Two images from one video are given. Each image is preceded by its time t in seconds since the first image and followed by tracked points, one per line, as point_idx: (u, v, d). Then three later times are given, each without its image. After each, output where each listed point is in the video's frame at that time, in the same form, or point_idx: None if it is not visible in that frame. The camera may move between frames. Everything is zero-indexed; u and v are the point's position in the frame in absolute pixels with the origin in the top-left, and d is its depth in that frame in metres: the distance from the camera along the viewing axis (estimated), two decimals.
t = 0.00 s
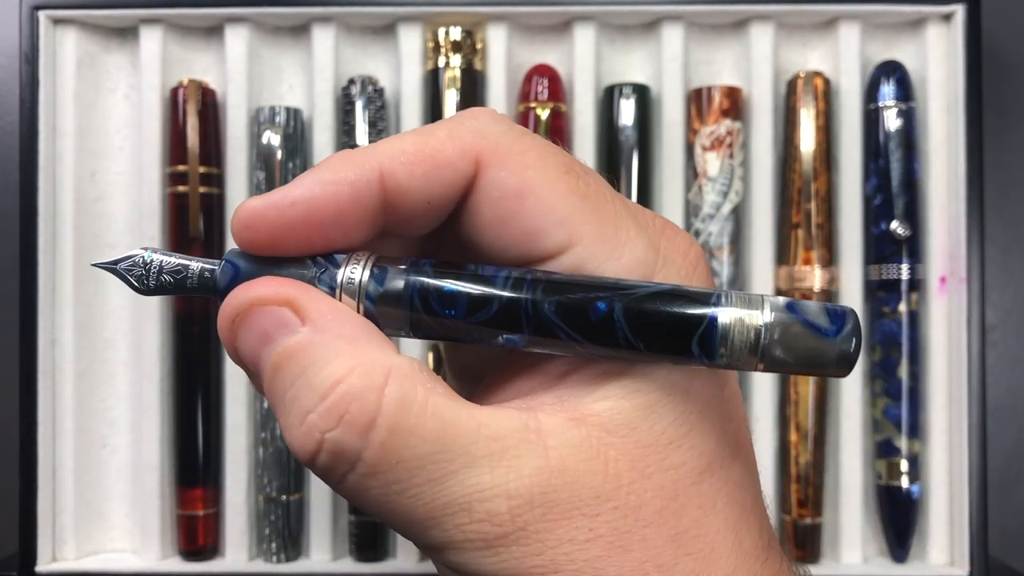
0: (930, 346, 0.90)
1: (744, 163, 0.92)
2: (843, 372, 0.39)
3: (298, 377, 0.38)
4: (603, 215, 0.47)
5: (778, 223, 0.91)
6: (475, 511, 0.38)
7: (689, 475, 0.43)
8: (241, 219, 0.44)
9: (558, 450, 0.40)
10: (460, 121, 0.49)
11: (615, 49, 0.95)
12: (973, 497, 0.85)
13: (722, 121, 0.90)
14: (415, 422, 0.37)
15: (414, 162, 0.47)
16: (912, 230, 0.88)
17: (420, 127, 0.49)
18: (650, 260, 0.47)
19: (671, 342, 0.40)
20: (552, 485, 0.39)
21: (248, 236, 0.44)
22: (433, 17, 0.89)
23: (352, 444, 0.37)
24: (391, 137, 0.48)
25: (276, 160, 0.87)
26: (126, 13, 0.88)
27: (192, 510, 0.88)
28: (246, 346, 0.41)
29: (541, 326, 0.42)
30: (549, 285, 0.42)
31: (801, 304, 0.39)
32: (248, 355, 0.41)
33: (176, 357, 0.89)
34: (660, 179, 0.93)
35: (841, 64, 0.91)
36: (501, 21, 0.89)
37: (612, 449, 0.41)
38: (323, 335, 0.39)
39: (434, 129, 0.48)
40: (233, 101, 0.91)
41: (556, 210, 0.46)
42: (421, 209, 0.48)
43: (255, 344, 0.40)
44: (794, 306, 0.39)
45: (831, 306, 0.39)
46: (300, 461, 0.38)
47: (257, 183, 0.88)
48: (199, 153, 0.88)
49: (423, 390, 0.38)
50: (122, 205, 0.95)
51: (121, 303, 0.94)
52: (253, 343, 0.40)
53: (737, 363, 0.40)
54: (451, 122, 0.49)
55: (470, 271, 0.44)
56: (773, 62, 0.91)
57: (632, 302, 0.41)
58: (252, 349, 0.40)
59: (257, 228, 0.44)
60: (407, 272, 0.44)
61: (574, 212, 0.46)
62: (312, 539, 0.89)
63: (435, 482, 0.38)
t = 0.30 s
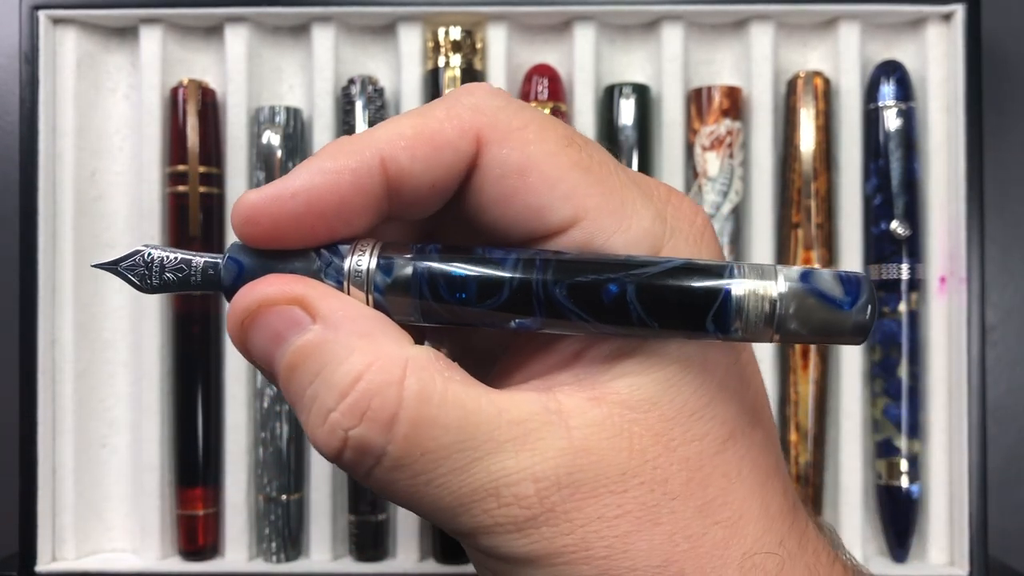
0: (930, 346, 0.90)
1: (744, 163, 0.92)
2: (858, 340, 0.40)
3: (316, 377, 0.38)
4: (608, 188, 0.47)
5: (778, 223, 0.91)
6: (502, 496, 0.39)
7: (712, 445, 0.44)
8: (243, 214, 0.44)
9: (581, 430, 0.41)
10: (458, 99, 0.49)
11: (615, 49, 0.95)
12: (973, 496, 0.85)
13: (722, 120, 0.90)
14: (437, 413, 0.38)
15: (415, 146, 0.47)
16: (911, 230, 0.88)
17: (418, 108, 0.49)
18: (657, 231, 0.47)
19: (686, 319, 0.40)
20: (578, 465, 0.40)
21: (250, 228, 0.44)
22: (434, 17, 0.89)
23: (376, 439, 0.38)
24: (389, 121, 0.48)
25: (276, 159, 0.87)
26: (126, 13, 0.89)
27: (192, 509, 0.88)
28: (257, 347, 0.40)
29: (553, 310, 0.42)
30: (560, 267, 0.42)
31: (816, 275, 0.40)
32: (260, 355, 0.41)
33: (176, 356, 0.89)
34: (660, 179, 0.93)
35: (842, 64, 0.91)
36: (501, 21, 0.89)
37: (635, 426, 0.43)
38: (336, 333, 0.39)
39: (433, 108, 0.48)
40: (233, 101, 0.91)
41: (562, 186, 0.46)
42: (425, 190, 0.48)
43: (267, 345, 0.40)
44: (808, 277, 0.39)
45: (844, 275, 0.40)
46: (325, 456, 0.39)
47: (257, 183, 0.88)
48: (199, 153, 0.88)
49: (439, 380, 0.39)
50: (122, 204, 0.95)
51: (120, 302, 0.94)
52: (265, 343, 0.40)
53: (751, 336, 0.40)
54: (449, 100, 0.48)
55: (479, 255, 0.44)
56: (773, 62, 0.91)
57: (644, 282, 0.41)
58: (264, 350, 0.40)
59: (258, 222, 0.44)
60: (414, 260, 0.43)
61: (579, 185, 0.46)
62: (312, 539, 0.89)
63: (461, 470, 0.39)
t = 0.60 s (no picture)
0: (930, 346, 0.89)
1: (744, 162, 0.92)
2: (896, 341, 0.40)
3: (341, 403, 0.38)
4: (630, 183, 0.46)
5: (778, 223, 0.91)
6: (540, 516, 0.39)
7: (747, 446, 0.44)
8: (251, 230, 0.43)
9: (616, 443, 0.41)
10: (470, 96, 0.48)
11: (615, 48, 0.95)
12: (973, 496, 0.85)
13: (722, 120, 0.89)
14: (470, 432, 0.38)
15: (429, 148, 0.46)
16: (911, 229, 0.88)
17: (427, 109, 0.48)
18: (682, 228, 0.46)
19: (721, 324, 0.40)
20: (614, 477, 0.40)
21: (261, 243, 0.43)
22: (434, 16, 0.88)
23: (409, 464, 0.38)
24: (398, 123, 0.47)
25: (277, 159, 0.87)
26: (126, 13, 0.88)
27: (191, 510, 0.88)
28: (274, 369, 0.40)
29: (583, 320, 0.41)
30: (589, 276, 0.42)
31: (854, 276, 0.39)
32: (277, 378, 0.40)
33: (176, 357, 0.89)
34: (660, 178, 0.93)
35: (842, 64, 0.91)
36: (501, 20, 0.89)
37: (670, 434, 0.42)
38: (358, 354, 0.38)
39: (446, 109, 0.48)
40: (233, 101, 0.91)
41: (583, 183, 0.46)
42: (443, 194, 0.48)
43: (285, 367, 0.39)
44: (845, 278, 0.39)
45: (882, 276, 0.40)
46: (357, 483, 0.39)
47: (257, 183, 0.87)
48: (198, 152, 0.88)
49: (468, 401, 0.38)
50: (121, 204, 0.95)
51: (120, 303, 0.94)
52: (282, 365, 0.39)
53: (788, 339, 0.40)
54: (462, 99, 0.48)
55: (503, 262, 0.43)
56: (773, 62, 0.91)
57: (677, 291, 0.40)
58: (282, 372, 0.40)
59: (267, 237, 0.43)
60: (432, 270, 0.43)
61: (602, 183, 0.46)
62: (312, 539, 0.89)
63: (497, 491, 0.39)
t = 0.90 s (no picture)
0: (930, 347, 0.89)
1: (744, 162, 0.92)
2: (945, 338, 0.39)
3: (362, 407, 0.37)
4: (666, 181, 0.46)
5: (778, 223, 0.91)
6: (569, 532, 0.39)
7: (779, 463, 0.43)
8: (269, 221, 0.42)
9: (648, 458, 0.40)
10: (500, 88, 0.48)
11: (615, 48, 0.95)
12: (973, 497, 0.85)
13: (722, 120, 0.89)
14: (499, 445, 0.38)
15: (458, 141, 0.45)
16: (912, 229, 0.88)
17: (455, 101, 0.48)
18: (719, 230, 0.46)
19: (767, 324, 0.39)
20: (645, 495, 0.40)
21: (279, 236, 0.42)
22: (433, 16, 0.88)
23: (435, 474, 0.37)
24: (425, 115, 0.46)
25: (276, 159, 0.87)
26: (125, 12, 0.88)
27: (191, 510, 0.88)
28: (290, 368, 0.39)
29: (618, 315, 0.40)
30: (625, 270, 0.41)
31: (899, 272, 0.39)
32: (292, 377, 0.39)
33: (175, 357, 0.89)
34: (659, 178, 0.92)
35: (842, 64, 0.91)
36: (501, 20, 0.89)
37: (702, 450, 0.42)
38: (381, 356, 0.37)
39: (474, 101, 0.47)
40: (233, 101, 0.91)
41: (618, 181, 0.45)
42: (472, 191, 0.47)
43: (302, 366, 0.38)
44: (892, 274, 0.39)
45: (927, 271, 0.39)
46: (378, 492, 0.39)
47: (257, 183, 0.87)
48: (198, 152, 0.88)
49: (498, 412, 0.38)
50: (121, 204, 0.95)
51: (121, 303, 0.94)
52: (299, 365, 0.39)
53: (835, 338, 0.39)
54: (490, 91, 0.47)
55: (531, 260, 0.42)
56: (773, 62, 0.91)
57: (719, 285, 0.39)
58: (299, 372, 0.39)
59: (285, 229, 0.42)
60: (459, 266, 0.42)
61: (637, 181, 0.45)
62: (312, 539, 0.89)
63: (525, 506, 0.38)
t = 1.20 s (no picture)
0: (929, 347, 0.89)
1: (744, 163, 0.92)
2: (961, 355, 0.43)
3: (411, 370, 0.37)
4: (715, 179, 0.48)
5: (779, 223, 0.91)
6: (603, 506, 0.39)
7: (803, 457, 0.45)
8: (331, 170, 0.43)
9: (682, 440, 0.42)
10: (566, 71, 0.49)
11: (615, 48, 0.95)
12: (974, 497, 0.85)
13: (722, 120, 0.89)
14: (544, 417, 0.38)
15: (520, 118, 0.46)
16: (912, 230, 0.88)
17: (520, 77, 0.49)
18: (758, 229, 0.48)
19: (799, 325, 0.42)
20: (678, 477, 0.41)
21: (336, 186, 0.43)
22: (434, 16, 0.88)
23: (479, 440, 0.37)
24: (490, 88, 0.47)
25: (276, 159, 0.87)
26: (124, 12, 0.88)
27: (191, 510, 0.88)
28: (338, 331, 0.38)
29: (660, 303, 0.42)
30: (670, 260, 0.42)
31: (927, 289, 0.43)
32: (337, 340, 0.38)
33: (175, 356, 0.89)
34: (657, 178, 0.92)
35: (842, 63, 0.90)
36: (501, 20, 0.89)
37: (734, 437, 0.43)
38: (433, 321, 0.37)
39: (542, 79, 0.48)
40: (233, 100, 0.91)
41: (671, 172, 0.47)
42: (527, 167, 0.48)
43: (351, 330, 0.37)
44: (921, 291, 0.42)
45: (953, 292, 0.43)
46: (420, 455, 0.38)
47: (257, 183, 0.87)
48: (198, 152, 0.88)
49: (544, 386, 0.38)
50: (120, 203, 0.94)
51: (121, 302, 0.94)
52: (347, 328, 0.38)
53: (860, 346, 0.42)
54: (557, 72, 0.48)
55: (579, 240, 0.43)
56: (773, 61, 0.91)
57: (757, 284, 0.42)
58: (347, 336, 0.38)
59: (346, 180, 0.43)
60: (509, 239, 0.42)
61: (689, 174, 0.47)
62: (312, 539, 0.89)
63: (563, 477, 0.38)
